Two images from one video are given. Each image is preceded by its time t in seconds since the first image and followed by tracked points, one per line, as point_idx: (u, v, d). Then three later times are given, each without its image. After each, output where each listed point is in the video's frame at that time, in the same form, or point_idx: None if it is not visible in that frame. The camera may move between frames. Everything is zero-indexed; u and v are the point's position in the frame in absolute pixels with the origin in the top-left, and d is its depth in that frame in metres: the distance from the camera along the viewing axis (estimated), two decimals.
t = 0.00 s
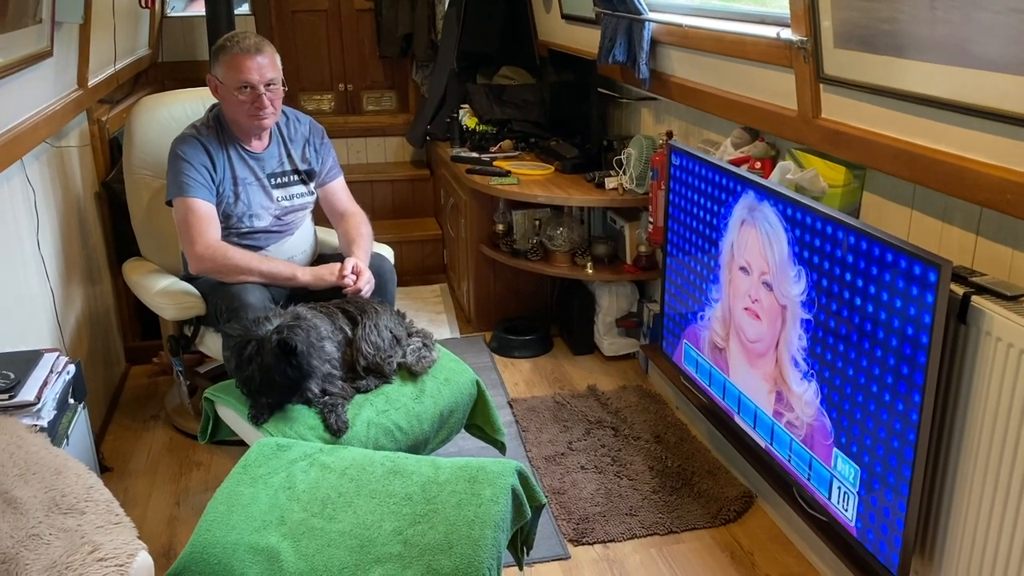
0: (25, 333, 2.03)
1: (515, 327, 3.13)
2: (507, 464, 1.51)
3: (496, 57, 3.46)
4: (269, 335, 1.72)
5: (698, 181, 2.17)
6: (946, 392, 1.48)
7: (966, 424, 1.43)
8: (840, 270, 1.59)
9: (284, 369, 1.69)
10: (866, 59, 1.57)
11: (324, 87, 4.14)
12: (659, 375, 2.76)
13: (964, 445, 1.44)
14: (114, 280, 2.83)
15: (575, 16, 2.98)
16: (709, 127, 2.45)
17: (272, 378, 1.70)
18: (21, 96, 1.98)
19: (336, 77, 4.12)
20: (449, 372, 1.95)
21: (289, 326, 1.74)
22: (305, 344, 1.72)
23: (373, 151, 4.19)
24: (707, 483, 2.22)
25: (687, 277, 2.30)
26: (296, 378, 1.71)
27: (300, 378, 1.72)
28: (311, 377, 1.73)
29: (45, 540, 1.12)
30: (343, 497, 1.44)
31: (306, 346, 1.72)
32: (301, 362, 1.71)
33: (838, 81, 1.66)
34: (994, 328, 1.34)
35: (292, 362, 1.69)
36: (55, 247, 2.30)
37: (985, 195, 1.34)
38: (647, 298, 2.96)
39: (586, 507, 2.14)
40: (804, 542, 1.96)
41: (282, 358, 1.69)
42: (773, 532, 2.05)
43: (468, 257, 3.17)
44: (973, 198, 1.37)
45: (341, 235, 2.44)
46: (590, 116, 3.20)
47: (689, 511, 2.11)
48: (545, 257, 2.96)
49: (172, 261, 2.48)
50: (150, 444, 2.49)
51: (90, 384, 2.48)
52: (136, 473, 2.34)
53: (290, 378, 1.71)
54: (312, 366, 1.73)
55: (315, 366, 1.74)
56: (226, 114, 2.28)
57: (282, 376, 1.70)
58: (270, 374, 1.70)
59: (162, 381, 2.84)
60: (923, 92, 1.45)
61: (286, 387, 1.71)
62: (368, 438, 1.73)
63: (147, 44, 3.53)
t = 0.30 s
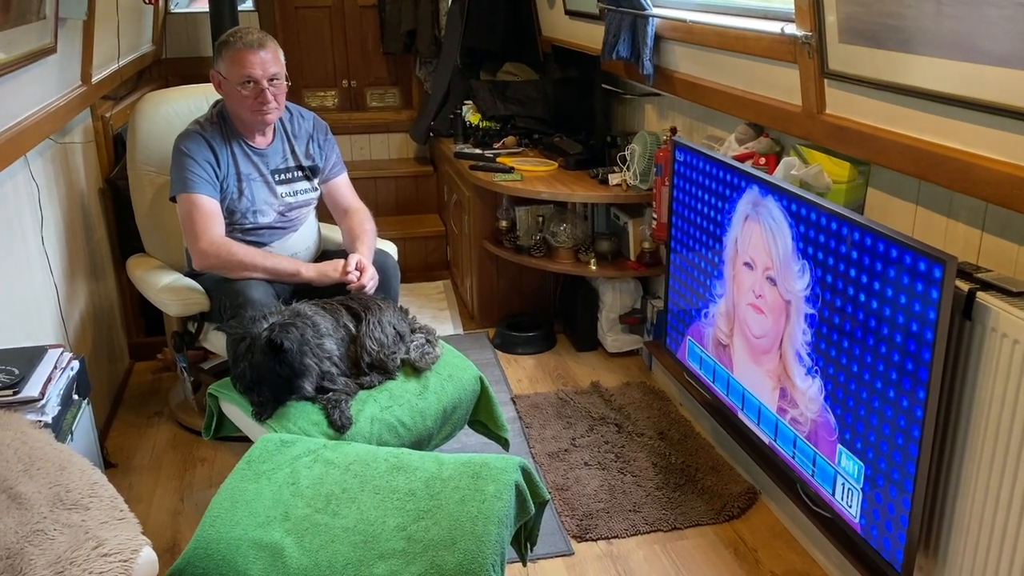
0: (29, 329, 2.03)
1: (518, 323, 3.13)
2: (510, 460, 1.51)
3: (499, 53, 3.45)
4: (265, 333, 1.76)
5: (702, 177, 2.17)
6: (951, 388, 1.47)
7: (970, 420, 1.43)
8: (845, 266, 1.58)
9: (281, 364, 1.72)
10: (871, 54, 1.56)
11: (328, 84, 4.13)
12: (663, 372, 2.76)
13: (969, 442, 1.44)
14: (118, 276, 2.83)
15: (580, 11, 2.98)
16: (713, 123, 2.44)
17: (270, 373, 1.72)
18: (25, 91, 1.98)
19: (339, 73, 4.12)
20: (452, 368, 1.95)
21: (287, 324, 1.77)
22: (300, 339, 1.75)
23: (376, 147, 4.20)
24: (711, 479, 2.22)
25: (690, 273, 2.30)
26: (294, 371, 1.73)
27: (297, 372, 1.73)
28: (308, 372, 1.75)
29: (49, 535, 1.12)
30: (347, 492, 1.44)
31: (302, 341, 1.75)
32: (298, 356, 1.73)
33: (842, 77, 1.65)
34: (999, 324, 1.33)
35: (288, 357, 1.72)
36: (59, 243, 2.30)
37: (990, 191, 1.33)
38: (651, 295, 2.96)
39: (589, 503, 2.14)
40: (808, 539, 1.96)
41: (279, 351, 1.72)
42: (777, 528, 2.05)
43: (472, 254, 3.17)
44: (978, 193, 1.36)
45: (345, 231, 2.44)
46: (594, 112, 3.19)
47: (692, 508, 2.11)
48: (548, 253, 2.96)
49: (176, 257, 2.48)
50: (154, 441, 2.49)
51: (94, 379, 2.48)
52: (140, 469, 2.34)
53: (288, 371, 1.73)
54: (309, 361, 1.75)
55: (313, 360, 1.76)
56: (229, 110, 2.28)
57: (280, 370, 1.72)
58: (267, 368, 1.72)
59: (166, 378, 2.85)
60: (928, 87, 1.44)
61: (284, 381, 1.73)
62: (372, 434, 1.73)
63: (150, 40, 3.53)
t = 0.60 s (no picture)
0: (31, 325, 2.03)
1: (521, 320, 3.13)
2: (512, 458, 1.51)
3: (501, 49, 3.45)
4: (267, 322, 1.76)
5: (705, 173, 2.16)
6: (955, 385, 1.47)
7: (974, 418, 1.42)
8: (849, 262, 1.58)
9: (283, 353, 1.71)
10: (875, 50, 1.55)
11: (330, 81, 4.13)
12: (666, 369, 2.75)
13: (973, 440, 1.43)
14: (120, 272, 2.83)
15: (583, 8, 2.97)
16: (716, 119, 2.43)
17: (272, 363, 1.72)
18: (27, 88, 1.97)
19: (342, 70, 4.12)
20: (455, 365, 1.94)
21: (291, 313, 1.77)
22: (303, 328, 1.74)
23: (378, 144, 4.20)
24: (713, 476, 2.22)
25: (693, 270, 2.30)
26: (297, 361, 1.73)
27: (301, 363, 1.73)
28: (312, 363, 1.74)
29: (51, 532, 1.12)
30: (349, 489, 1.44)
31: (305, 331, 1.74)
32: (301, 345, 1.72)
33: (846, 73, 1.65)
34: (1004, 321, 1.33)
35: (291, 346, 1.71)
36: (62, 239, 2.30)
37: (995, 187, 1.33)
38: (653, 292, 2.95)
39: (592, 500, 2.14)
40: (811, 536, 1.95)
41: (281, 341, 1.71)
42: (780, 526, 2.04)
43: (474, 251, 3.17)
44: (982, 190, 1.35)
45: (347, 228, 2.44)
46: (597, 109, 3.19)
47: (695, 505, 2.11)
48: (550, 250, 2.96)
49: (178, 254, 2.48)
50: (157, 437, 2.49)
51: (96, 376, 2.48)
52: (142, 466, 2.34)
53: (291, 361, 1.72)
54: (312, 352, 1.74)
55: (316, 352, 1.75)
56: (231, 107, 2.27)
57: (282, 359, 1.72)
58: (270, 357, 1.72)
59: (169, 374, 2.85)
60: (933, 83, 1.43)
61: (287, 372, 1.73)
62: (374, 430, 1.73)
63: (153, 37, 3.53)
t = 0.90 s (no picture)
0: (34, 324, 2.04)
1: (522, 319, 3.13)
2: (513, 457, 1.52)
3: (503, 48, 3.45)
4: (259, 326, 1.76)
5: (706, 173, 2.17)
6: (954, 385, 1.47)
7: (974, 418, 1.43)
8: (850, 262, 1.58)
9: (274, 358, 1.71)
10: (876, 50, 1.55)
11: (332, 79, 4.13)
12: (667, 367, 2.76)
13: (973, 439, 1.44)
14: (123, 271, 2.84)
15: (585, 7, 2.98)
16: (717, 118, 2.43)
17: (265, 368, 1.72)
18: (30, 87, 1.98)
19: (344, 69, 4.12)
20: (456, 364, 1.95)
21: (281, 318, 1.77)
22: (293, 333, 1.74)
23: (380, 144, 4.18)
24: (714, 475, 2.22)
25: (695, 269, 2.30)
26: (289, 364, 1.72)
27: (293, 366, 1.73)
28: (305, 365, 1.74)
29: (54, 530, 1.12)
30: (350, 488, 1.44)
31: (295, 334, 1.74)
32: (291, 348, 1.72)
33: (847, 72, 1.65)
34: (1004, 321, 1.33)
35: (281, 352, 1.71)
36: (64, 238, 2.31)
37: (995, 187, 1.33)
38: (654, 291, 2.96)
39: (592, 499, 2.14)
40: (812, 535, 1.96)
41: (272, 345, 1.71)
42: (781, 525, 2.05)
43: (475, 250, 3.17)
44: (982, 190, 1.36)
45: (348, 227, 2.44)
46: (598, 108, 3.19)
47: (695, 504, 2.11)
48: (552, 249, 2.96)
49: (180, 253, 2.48)
50: (159, 436, 2.50)
51: (98, 374, 2.48)
52: (144, 464, 2.35)
53: (283, 364, 1.72)
54: (304, 354, 1.74)
55: (309, 354, 1.75)
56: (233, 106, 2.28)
57: (273, 363, 1.72)
58: (261, 362, 1.72)
59: (170, 373, 2.85)
60: (933, 83, 1.44)
61: (281, 375, 1.72)
62: (375, 429, 1.74)
63: (155, 36, 3.54)
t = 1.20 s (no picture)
0: (34, 322, 2.03)
1: (523, 318, 3.13)
2: (513, 456, 1.51)
3: (505, 47, 3.45)
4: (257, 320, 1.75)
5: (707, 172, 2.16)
6: (956, 384, 1.47)
7: (976, 417, 1.42)
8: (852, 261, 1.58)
9: (274, 350, 1.71)
10: (878, 48, 1.55)
11: (332, 78, 4.13)
12: (667, 366, 2.75)
13: (975, 439, 1.43)
14: (123, 269, 2.84)
15: (586, 6, 2.97)
16: (719, 117, 2.43)
17: (266, 362, 1.72)
18: (30, 84, 1.98)
19: (344, 67, 4.12)
20: (456, 363, 1.94)
21: (280, 312, 1.77)
22: (292, 326, 1.73)
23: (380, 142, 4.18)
24: (715, 475, 2.22)
25: (696, 268, 2.30)
26: (290, 356, 1.71)
27: (294, 358, 1.72)
28: (306, 358, 1.73)
29: (53, 528, 1.12)
30: (350, 486, 1.44)
31: (295, 326, 1.74)
32: (291, 340, 1.72)
33: (849, 71, 1.64)
34: (1006, 320, 1.32)
35: (281, 344, 1.70)
36: (64, 236, 2.31)
37: (997, 186, 1.32)
38: (655, 290, 2.95)
39: (593, 498, 2.14)
40: (812, 534, 1.95)
41: (272, 338, 1.71)
42: (782, 524, 2.04)
43: (476, 248, 3.17)
44: (984, 188, 1.35)
45: (349, 225, 2.44)
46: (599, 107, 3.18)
47: (696, 503, 2.11)
48: (553, 248, 2.96)
49: (181, 251, 2.48)
50: (159, 434, 2.49)
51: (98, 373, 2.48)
52: (144, 462, 2.35)
53: (283, 356, 1.71)
54: (305, 346, 1.73)
55: (309, 346, 1.74)
56: (235, 104, 2.27)
57: (274, 355, 1.71)
58: (262, 356, 1.72)
59: (170, 371, 2.85)
60: (936, 81, 1.43)
61: (282, 369, 1.72)
62: (376, 428, 1.74)
63: (155, 34, 3.54)
